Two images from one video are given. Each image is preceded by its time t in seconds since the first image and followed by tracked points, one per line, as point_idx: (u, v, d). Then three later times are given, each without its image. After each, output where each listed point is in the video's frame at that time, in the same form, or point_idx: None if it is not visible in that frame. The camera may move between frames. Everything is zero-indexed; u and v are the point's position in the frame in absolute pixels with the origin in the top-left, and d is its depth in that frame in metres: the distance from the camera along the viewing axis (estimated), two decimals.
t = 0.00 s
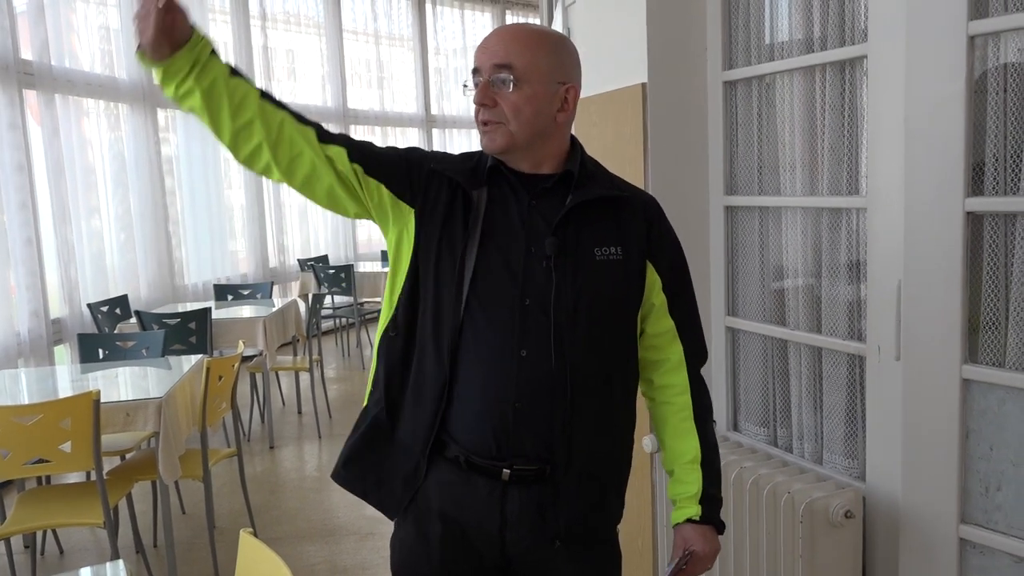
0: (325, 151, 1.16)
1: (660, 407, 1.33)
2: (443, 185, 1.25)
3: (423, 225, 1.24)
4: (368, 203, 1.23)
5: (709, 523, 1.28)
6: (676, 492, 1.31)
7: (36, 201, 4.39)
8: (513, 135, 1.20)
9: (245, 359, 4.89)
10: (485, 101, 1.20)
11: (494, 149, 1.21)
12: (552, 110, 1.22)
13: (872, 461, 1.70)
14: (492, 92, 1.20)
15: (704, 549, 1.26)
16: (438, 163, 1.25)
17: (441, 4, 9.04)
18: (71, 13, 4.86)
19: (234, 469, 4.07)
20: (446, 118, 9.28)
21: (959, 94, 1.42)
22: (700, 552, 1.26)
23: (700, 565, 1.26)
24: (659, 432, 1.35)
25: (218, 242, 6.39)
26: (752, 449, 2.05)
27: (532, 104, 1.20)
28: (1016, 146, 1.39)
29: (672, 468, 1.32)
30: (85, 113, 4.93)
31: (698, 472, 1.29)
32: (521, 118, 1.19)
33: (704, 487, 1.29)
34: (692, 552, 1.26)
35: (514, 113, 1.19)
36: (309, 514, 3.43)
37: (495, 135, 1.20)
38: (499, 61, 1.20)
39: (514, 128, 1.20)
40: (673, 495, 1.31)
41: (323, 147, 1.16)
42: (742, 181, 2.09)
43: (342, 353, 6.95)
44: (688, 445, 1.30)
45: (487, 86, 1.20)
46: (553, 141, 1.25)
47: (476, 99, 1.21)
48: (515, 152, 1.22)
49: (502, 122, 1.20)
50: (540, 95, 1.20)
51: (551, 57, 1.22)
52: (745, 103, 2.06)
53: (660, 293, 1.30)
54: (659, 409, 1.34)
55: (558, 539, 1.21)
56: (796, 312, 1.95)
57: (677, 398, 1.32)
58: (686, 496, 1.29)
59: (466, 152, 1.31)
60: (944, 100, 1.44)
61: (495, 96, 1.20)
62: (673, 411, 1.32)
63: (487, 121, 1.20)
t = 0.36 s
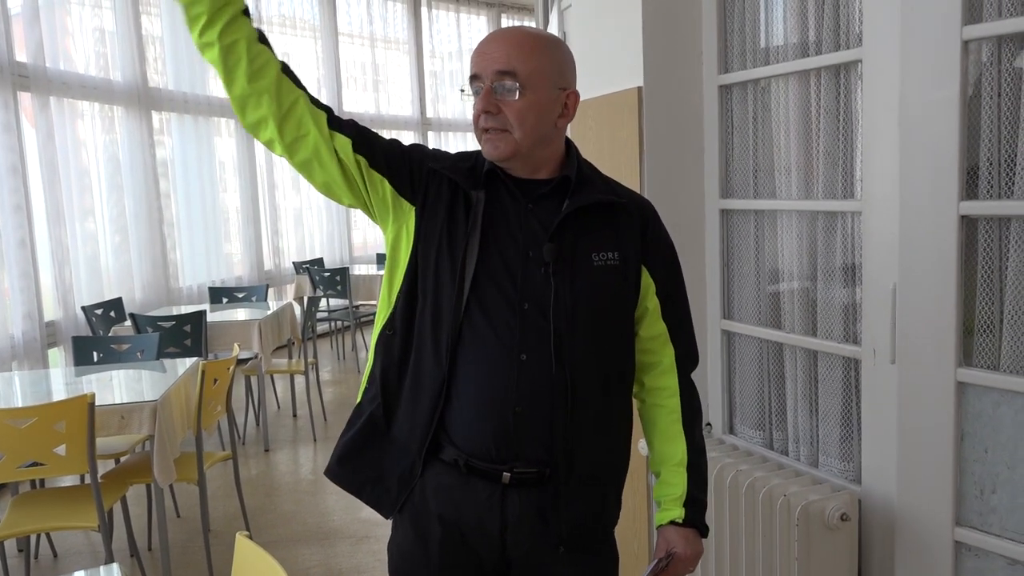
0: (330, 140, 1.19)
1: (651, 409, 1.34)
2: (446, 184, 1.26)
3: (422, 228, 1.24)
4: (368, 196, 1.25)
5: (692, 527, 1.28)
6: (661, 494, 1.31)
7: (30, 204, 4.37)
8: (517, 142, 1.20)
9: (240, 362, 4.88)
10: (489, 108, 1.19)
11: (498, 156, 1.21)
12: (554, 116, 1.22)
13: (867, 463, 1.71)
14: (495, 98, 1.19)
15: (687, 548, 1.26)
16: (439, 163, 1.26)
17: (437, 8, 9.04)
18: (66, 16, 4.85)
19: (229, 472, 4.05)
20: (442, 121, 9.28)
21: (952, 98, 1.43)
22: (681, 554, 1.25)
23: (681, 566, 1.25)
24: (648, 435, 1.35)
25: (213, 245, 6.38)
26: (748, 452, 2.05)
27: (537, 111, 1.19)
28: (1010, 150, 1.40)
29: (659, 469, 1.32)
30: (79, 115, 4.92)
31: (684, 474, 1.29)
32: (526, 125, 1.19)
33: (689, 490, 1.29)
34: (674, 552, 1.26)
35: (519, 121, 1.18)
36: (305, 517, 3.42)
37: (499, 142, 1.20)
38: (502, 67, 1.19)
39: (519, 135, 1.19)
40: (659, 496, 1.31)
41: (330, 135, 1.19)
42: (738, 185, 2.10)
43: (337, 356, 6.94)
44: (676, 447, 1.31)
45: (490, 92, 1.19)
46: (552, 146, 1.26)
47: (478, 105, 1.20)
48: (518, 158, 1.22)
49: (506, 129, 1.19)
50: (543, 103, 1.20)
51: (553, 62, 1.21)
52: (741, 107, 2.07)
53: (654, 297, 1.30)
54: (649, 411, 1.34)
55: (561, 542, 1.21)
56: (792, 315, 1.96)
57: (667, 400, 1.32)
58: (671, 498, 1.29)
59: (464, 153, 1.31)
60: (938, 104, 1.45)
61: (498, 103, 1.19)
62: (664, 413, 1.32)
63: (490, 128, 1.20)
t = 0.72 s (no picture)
0: (312, 210, 1.13)
1: (659, 405, 1.35)
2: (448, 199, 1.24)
3: (427, 240, 1.23)
4: (374, 234, 1.20)
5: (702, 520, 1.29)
6: (671, 489, 1.32)
7: (31, 203, 4.38)
8: (527, 146, 1.20)
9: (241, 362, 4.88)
10: (501, 113, 1.18)
11: (508, 161, 1.20)
12: (563, 119, 1.23)
13: (869, 462, 1.71)
14: (508, 104, 1.18)
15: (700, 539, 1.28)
16: (438, 175, 1.24)
17: (437, 7, 9.03)
18: (67, 15, 4.85)
19: (230, 471, 4.06)
20: (442, 121, 9.28)
21: (954, 97, 1.43)
22: (693, 547, 1.27)
23: (694, 557, 1.27)
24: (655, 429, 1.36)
25: (213, 245, 6.38)
26: (749, 451, 2.06)
27: (548, 116, 1.19)
28: (1012, 149, 1.40)
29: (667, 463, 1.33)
30: (80, 115, 4.92)
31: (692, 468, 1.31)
32: (537, 129, 1.19)
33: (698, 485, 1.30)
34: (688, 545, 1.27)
35: (531, 126, 1.18)
36: (306, 516, 3.43)
37: (510, 146, 1.19)
38: (515, 73, 1.18)
39: (530, 140, 1.19)
40: (669, 491, 1.32)
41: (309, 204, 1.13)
42: (739, 184, 2.10)
43: (338, 355, 6.94)
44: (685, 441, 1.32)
45: (502, 98, 1.18)
46: (560, 148, 1.26)
47: (489, 110, 1.19)
48: (528, 162, 1.22)
49: (518, 134, 1.19)
50: (553, 107, 1.20)
51: (562, 64, 1.21)
52: (742, 106, 2.07)
53: (660, 297, 1.31)
54: (657, 408, 1.35)
55: (575, 541, 1.22)
56: (793, 314, 1.96)
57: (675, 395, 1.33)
58: (681, 492, 1.30)
59: (465, 158, 1.30)
60: (939, 104, 1.45)
61: (510, 108, 1.18)
62: (672, 409, 1.33)
63: (500, 133, 1.19)
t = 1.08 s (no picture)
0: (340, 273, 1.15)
1: (662, 396, 1.33)
2: (447, 208, 1.22)
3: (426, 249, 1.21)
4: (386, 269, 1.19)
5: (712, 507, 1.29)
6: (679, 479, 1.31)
7: (37, 203, 4.39)
8: (521, 145, 1.20)
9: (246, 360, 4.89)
10: (492, 115, 1.18)
11: (503, 161, 1.21)
12: (553, 115, 1.22)
13: (873, 460, 1.71)
14: (498, 105, 1.18)
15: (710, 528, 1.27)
16: (430, 185, 1.23)
17: (441, 5, 9.02)
18: (71, 14, 4.86)
19: (235, 469, 4.07)
20: (446, 119, 9.28)
21: (958, 95, 1.42)
22: (706, 534, 1.27)
23: (708, 545, 1.27)
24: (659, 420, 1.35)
25: (218, 244, 6.39)
26: (753, 449, 2.05)
27: (538, 114, 1.19)
28: (1017, 146, 1.40)
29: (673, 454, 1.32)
30: (85, 114, 4.93)
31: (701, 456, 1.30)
32: (529, 128, 1.19)
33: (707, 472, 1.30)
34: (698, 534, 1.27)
35: (523, 125, 1.18)
36: (311, 514, 3.44)
37: (504, 147, 1.19)
38: (502, 74, 1.17)
39: (523, 139, 1.19)
40: (677, 480, 1.31)
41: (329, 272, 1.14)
42: (743, 182, 2.10)
43: (342, 353, 6.95)
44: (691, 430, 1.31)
45: (491, 100, 1.18)
46: (552, 144, 1.25)
47: (479, 113, 1.19)
48: (522, 161, 1.22)
49: (510, 135, 1.19)
50: (543, 105, 1.20)
51: (548, 60, 1.21)
52: (746, 104, 2.07)
53: (659, 286, 1.30)
54: (660, 399, 1.34)
55: (594, 538, 1.23)
56: (797, 313, 1.96)
57: (680, 384, 1.32)
58: (691, 481, 1.29)
59: (456, 163, 1.28)
60: (944, 101, 1.45)
61: (500, 109, 1.18)
62: (676, 398, 1.32)
63: (493, 135, 1.19)
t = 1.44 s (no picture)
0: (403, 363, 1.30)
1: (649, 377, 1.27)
2: (440, 214, 1.25)
3: (424, 254, 1.24)
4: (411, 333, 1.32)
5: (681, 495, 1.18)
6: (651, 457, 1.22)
7: (44, 202, 4.41)
8: (516, 130, 1.19)
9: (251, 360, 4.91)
10: (485, 102, 1.17)
11: (500, 149, 1.19)
12: (540, 102, 1.22)
13: (877, 462, 1.71)
14: (488, 92, 1.18)
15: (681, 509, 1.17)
16: (422, 194, 1.26)
17: (447, 6, 9.03)
18: (79, 15, 4.89)
19: (240, 469, 4.08)
20: (452, 120, 9.28)
21: (963, 96, 1.42)
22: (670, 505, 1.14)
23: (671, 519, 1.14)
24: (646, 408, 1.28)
25: (224, 244, 6.41)
26: (757, 450, 2.05)
27: (528, 98, 1.19)
28: (1022, 148, 1.39)
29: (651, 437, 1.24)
30: (92, 114, 4.96)
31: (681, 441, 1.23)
32: (521, 111, 1.19)
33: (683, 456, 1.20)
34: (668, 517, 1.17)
35: (515, 108, 1.18)
36: (315, 514, 3.44)
37: (501, 132, 1.18)
38: (488, 62, 1.18)
39: (518, 122, 1.18)
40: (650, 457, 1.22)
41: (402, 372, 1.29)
42: (748, 183, 2.09)
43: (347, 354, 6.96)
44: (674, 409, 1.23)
45: (481, 88, 1.18)
46: (543, 133, 1.25)
47: (471, 103, 1.18)
48: (517, 149, 1.21)
49: (504, 120, 1.18)
50: (532, 89, 1.20)
51: (531, 48, 1.22)
52: (751, 105, 2.07)
53: (653, 276, 1.27)
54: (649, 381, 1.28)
55: (593, 529, 1.21)
56: (802, 314, 1.95)
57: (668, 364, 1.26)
58: (663, 456, 1.20)
59: (444, 169, 1.30)
60: (949, 102, 1.45)
61: (491, 96, 1.17)
62: (663, 380, 1.25)
63: (487, 122, 1.18)
